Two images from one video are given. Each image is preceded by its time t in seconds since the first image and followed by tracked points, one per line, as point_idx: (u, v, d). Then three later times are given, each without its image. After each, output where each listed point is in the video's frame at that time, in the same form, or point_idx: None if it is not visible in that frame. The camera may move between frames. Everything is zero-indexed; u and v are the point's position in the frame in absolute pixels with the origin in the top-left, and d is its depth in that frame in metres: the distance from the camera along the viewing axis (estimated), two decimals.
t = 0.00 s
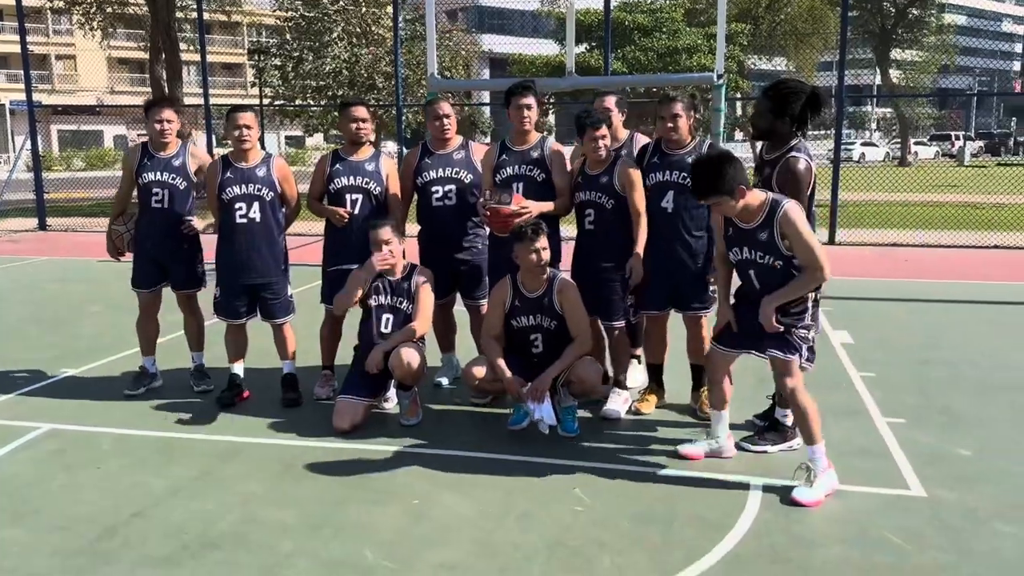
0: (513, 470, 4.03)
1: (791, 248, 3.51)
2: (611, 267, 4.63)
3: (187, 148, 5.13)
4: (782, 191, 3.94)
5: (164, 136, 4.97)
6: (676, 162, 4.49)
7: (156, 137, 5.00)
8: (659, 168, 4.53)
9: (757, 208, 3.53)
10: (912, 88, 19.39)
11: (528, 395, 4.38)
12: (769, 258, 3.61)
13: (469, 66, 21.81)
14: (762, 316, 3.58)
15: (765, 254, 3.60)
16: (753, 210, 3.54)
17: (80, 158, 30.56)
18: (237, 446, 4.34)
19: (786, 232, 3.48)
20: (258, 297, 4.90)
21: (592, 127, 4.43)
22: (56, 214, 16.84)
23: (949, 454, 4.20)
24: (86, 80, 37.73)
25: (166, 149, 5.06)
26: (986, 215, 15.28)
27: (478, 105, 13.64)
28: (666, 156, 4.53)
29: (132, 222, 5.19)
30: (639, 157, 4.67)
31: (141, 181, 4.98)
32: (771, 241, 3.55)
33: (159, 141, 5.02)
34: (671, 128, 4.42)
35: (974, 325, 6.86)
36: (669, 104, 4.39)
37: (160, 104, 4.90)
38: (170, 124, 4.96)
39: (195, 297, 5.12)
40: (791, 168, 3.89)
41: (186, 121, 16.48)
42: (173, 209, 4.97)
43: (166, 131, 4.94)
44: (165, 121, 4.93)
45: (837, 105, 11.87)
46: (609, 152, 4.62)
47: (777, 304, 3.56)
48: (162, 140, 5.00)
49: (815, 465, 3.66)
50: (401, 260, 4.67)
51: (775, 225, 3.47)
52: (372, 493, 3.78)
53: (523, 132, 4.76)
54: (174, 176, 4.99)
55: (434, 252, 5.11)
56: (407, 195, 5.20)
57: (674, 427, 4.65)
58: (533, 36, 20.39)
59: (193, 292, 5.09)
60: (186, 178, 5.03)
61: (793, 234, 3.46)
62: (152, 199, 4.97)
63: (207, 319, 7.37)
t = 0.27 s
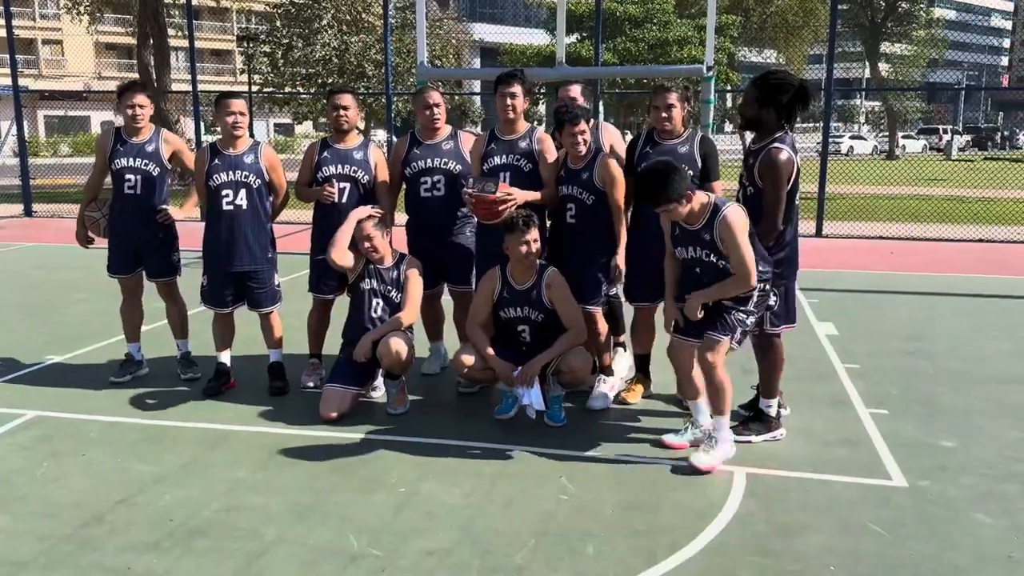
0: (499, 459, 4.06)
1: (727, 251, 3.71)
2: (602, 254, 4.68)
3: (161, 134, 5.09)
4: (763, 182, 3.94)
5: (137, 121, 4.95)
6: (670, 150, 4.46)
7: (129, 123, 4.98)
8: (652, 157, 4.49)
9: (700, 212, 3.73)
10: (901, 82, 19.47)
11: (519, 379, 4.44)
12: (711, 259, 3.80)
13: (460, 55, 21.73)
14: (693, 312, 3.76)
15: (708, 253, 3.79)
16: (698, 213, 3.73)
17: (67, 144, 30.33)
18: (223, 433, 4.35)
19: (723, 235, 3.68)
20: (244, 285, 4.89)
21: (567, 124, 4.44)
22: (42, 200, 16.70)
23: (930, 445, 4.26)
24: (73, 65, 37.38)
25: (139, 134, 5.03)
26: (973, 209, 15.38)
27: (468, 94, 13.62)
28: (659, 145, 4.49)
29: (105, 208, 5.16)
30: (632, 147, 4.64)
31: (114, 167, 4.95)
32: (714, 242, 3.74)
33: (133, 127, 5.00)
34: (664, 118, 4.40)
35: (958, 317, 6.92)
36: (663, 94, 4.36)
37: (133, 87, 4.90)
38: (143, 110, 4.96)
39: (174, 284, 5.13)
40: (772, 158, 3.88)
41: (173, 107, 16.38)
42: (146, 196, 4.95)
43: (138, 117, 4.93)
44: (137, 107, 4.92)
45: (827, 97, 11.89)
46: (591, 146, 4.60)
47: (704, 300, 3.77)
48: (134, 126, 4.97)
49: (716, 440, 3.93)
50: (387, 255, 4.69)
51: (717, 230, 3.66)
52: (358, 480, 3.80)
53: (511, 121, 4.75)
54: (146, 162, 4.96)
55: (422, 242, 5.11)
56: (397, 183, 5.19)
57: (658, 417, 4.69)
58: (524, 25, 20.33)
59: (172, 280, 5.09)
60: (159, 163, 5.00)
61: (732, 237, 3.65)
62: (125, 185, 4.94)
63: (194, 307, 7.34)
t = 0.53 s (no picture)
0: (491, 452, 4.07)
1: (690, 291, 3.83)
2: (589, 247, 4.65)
3: (142, 125, 5.05)
4: (758, 173, 3.93)
5: (117, 113, 4.91)
6: (662, 144, 4.46)
7: (108, 115, 4.93)
8: (645, 150, 4.49)
9: (668, 255, 3.82)
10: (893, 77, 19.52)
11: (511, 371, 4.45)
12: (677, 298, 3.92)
13: (452, 47, 21.67)
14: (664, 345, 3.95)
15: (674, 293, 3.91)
16: (666, 257, 3.83)
17: (57, 134, 30.14)
18: (215, 425, 4.35)
19: (685, 280, 3.79)
20: (235, 277, 4.88)
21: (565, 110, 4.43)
22: (31, 190, 16.61)
23: (920, 439, 4.29)
24: (63, 55, 37.14)
25: (119, 126, 4.99)
26: (963, 203, 15.46)
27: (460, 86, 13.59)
28: (651, 138, 4.50)
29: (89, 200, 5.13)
30: (625, 141, 4.64)
31: (97, 160, 4.92)
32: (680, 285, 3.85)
33: (112, 119, 4.95)
34: (658, 111, 4.39)
35: (947, 312, 6.96)
36: (658, 86, 4.35)
37: (111, 79, 4.85)
38: (122, 101, 4.90)
39: (162, 276, 5.12)
40: (764, 149, 3.88)
41: (164, 98, 16.29)
42: (130, 188, 4.93)
43: (117, 109, 4.88)
44: (116, 99, 4.87)
45: (818, 92, 11.92)
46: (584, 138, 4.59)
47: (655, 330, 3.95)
48: (114, 118, 4.93)
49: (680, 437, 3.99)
50: (381, 244, 4.69)
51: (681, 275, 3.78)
52: (350, 472, 3.81)
53: (504, 114, 4.76)
54: (128, 154, 4.92)
55: (417, 234, 5.11)
56: (391, 176, 5.18)
57: (648, 409, 4.71)
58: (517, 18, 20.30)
59: (159, 271, 5.08)
60: (142, 156, 4.97)
61: (694, 281, 3.76)
62: (108, 178, 4.91)
63: (185, 298, 7.33)
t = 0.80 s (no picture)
0: (492, 448, 4.08)
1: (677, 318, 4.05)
2: (590, 244, 4.66)
3: (134, 121, 5.03)
4: (759, 173, 3.93)
5: (108, 111, 4.88)
6: (659, 141, 4.47)
7: (100, 112, 4.91)
8: (642, 148, 4.49)
9: (655, 289, 4.06)
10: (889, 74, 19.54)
11: (506, 366, 4.47)
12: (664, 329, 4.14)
13: (449, 44, 21.67)
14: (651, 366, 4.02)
15: (661, 324, 4.13)
16: (654, 288, 4.06)
17: (53, 130, 30.07)
18: (213, 421, 4.35)
19: (675, 308, 4.02)
20: (234, 274, 4.89)
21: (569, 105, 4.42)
22: (28, 186, 16.58)
23: (917, 436, 4.31)
24: (60, 51, 37.06)
25: (111, 124, 4.97)
26: (959, 201, 15.51)
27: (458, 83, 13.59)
28: (648, 136, 4.50)
29: (82, 197, 5.13)
30: (621, 139, 4.64)
31: (90, 158, 4.91)
32: (668, 312, 4.09)
33: (103, 116, 4.93)
34: (655, 108, 4.40)
35: (944, 309, 6.98)
36: (657, 84, 4.35)
37: (102, 77, 4.81)
38: (112, 99, 4.88)
39: (159, 271, 5.12)
40: (764, 147, 3.89)
41: (160, 94, 16.25)
42: (126, 185, 4.93)
43: (108, 107, 4.86)
44: (107, 97, 4.85)
45: (815, 89, 11.93)
46: (584, 133, 4.59)
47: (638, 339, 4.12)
48: (105, 116, 4.91)
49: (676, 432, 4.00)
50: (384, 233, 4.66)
51: (672, 300, 4.00)
52: (348, 467, 3.81)
53: (501, 110, 4.76)
54: (122, 151, 4.91)
55: (419, 229, 5.12)
56: (392, 171, 5.19)
57: (645, 407, 4.73)
58: (514, 14, 20.29)
59: (156, 267, 5.09)
60: (135, 152, 4.96)
61: (682, 305, 3.99)
62: (103, 176, 4.91)
63: (183, 295, 7.32)
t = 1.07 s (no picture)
0: (493, 448, 4.08)
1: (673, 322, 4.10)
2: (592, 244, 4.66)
3: (133, 122, 5.03)
4: (762, 176, 3.93)
5: (109, 113, 4.89)
6: (661, 142, 4.47)
7: (100, 115, 4.91)
8: (644, 149, 4.49)
9: (652, 290, 4.13)
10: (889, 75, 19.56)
11: (507, 368, 4.49)
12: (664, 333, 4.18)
13: (449, 45, 21.70)
14: (652, 365, 4.02)
15: (657, 328, 4.18)
16: (651, 288, 4.14)
17: (54, 132, 30.09)
18: (214, 422, 4.35)
19: (670, 311, 4.08)
20: (236, 275, 4.89)
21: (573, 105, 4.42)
22: (29, 188, 16.60)
23: (918, 436, 4.31)
24: (60, 53, 37.11)
25: (111, 125, 4.97)
26: (960, 201, 15.53)
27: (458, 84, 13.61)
28: (650, 137, 4.50)
29: (81, 199, 5.14)
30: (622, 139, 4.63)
31: (90, 160, 4.90)
32: (663, 317, 4.14)
33: (103, 118, 4.93)
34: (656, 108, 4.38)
35: (945, 309, 6.98)
36: (661, 85, 4.33)
37: (102, 79, 4.81)
38: (114, 102, 4.87)
39: (159, 272, 5.12)
40: (766, 149, 3.89)
41: (161, 96, 16.28)
42: (126, 187, 4.94)
43: (110, 109, 4.85)
44: (109, 99, 4.85)
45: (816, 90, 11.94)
46: (586, 133, 4.57)
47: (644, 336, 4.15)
48: (105, 118, 4.90)
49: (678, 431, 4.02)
50: (386, 233, 4.65)
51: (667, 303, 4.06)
52: (349, 468, 3.81)
53: (500, 112, 4.76)
54: (122, 152, 4.92)
55: (420, 230, 5.12)
56: (393, 172, 5.19)
57: (647, 407, 4.72)
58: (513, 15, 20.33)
59: (157, 268, 5.09)
60: (135, 153, 4.96)
61: (677, 308, 4.05)
62: (103, 177, 4.91)
63: (184, 296, 7.33)
